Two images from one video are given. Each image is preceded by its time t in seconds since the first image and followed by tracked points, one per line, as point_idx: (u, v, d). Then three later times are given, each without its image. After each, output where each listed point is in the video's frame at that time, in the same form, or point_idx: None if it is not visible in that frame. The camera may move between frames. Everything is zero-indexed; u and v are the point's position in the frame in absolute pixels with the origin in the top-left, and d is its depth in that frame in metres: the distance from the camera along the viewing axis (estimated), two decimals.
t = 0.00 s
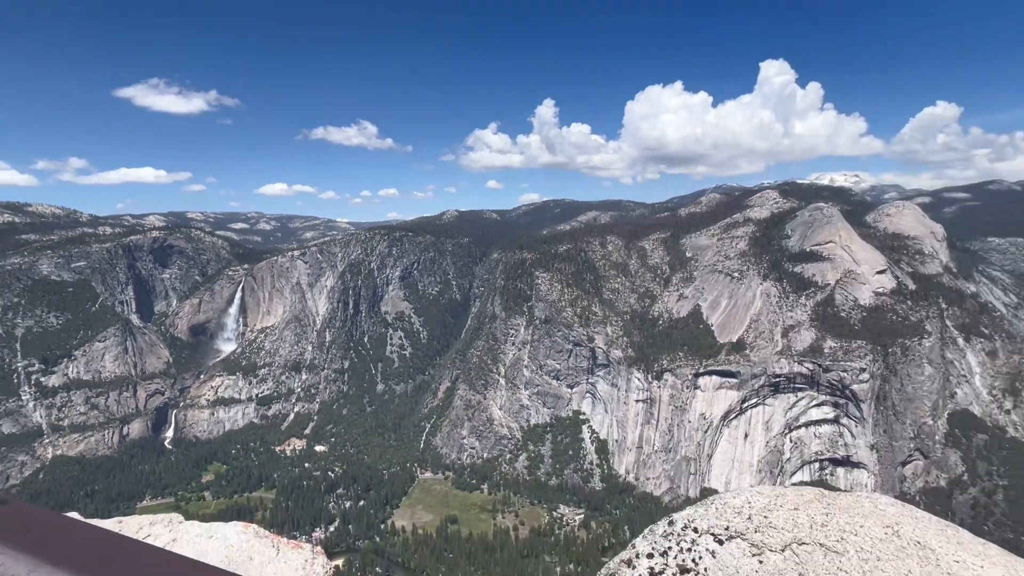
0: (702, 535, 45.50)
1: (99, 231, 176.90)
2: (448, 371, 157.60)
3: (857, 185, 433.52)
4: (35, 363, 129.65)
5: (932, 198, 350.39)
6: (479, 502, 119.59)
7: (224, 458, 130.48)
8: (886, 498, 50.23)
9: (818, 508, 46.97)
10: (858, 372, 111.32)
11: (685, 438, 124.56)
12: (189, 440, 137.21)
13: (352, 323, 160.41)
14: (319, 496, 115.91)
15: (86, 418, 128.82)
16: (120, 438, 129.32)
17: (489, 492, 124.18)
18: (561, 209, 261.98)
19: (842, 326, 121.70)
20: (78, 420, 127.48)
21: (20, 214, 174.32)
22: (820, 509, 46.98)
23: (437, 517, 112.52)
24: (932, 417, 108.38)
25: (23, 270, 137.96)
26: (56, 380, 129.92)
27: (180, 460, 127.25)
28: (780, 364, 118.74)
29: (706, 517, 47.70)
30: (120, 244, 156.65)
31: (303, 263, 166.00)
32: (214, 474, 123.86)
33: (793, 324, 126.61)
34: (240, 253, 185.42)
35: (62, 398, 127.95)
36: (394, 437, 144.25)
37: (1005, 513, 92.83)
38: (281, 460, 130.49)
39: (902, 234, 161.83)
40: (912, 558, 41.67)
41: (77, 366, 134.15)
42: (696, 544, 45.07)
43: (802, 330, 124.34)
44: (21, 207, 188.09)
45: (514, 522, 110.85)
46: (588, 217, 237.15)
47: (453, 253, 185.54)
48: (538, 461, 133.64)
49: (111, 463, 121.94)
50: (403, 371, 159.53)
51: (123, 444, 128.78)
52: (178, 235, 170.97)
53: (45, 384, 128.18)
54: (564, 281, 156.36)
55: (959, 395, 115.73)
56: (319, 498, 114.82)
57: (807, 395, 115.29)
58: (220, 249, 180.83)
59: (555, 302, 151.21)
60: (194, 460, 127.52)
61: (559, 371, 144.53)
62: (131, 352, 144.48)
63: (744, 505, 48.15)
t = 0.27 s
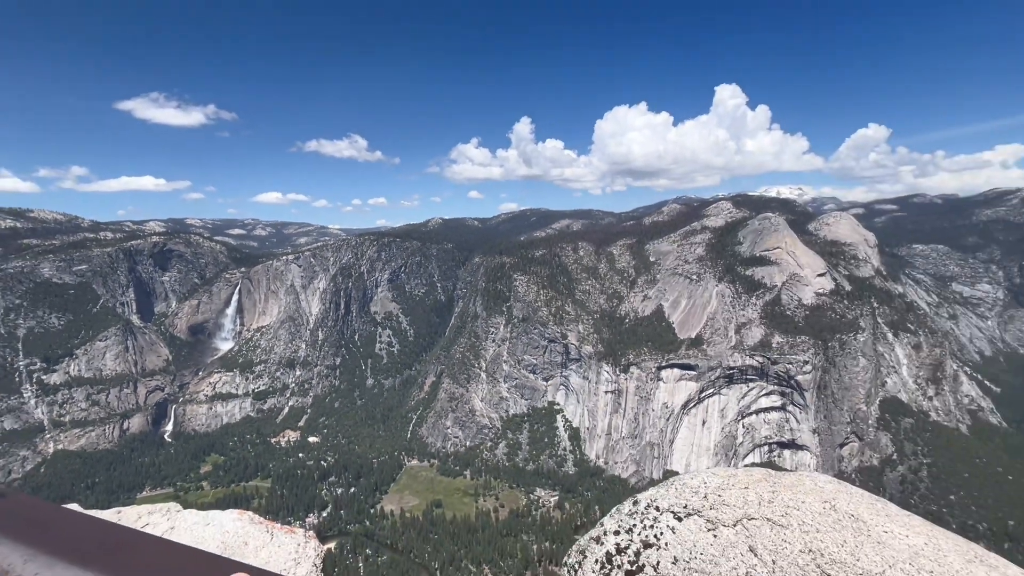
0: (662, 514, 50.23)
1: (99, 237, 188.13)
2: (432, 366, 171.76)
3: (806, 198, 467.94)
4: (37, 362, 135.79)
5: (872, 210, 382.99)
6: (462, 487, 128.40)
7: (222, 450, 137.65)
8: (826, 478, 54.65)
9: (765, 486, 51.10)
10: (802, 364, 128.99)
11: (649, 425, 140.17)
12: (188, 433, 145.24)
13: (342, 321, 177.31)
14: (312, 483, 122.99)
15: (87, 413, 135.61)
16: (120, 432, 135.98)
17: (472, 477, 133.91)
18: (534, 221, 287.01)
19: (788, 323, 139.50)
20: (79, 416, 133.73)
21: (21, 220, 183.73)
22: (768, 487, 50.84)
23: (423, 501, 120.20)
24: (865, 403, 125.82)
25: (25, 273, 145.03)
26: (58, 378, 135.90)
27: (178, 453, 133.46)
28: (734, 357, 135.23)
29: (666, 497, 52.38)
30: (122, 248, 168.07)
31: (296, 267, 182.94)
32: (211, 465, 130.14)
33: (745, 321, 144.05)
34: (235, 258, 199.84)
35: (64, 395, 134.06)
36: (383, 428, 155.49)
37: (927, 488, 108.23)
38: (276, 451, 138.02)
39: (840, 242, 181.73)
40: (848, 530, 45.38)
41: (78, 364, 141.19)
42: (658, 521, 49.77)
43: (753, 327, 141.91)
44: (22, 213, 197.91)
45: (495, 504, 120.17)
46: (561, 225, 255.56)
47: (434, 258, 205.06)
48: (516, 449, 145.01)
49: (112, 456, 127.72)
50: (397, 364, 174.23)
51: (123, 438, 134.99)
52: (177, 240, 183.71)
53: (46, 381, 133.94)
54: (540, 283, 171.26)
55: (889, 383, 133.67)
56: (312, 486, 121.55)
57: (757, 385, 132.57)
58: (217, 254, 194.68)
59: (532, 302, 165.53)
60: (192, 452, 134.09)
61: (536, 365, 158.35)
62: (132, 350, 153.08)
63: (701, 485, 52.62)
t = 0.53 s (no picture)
0: (637, 511, 51.62)
1: (66, 238, 183.12)
2: (411, 369, 171.70)
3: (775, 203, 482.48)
4: None
5: (837, 214, 396.89)
6: (442, 489, 128.47)
7: (195, 455, 134.50)
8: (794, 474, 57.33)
9: (735, 484, 53.32)
10: (772, 362, 133.48)
11: (625, 424, 142.91)
12: (159, 439, 141.37)
13: (319, 323, 175.99)
14: (289, 488, 121.26)
15: (50, 420, 130.49)
16: (86, 440, 131.34)
17: (451, 479, 134.46)
18: (513, 223, 290.93)
19: (759, 323, 144.30)
20: (41, 423, 128.78)
21: None
22: (738, 484, 53.22)
23: (402, 503, 120.09)
24: (831, 399, 132.33)
25: None
26: (19, 385, 131.53)
27: (149, 459, 129.90)
28: (707, 356, 138.83)
29: (640, 495, 53.91)
30: (88, 249, 163.65)
31: (272, 268, 180.98)
32: (184, 471, 127.15)
33: (717, 321, 147.98)
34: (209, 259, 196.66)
35: (25, 402, 129.37)
36: (362, 431, 154.44)
37: (889, 480, 114.21)
38: (251, 455, 135.62)
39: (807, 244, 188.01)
40: (814, 524, 47.76)
41: (41, 369, 136.54)
42: (633, 519, 51.18)
43: (725, 327, 145.85)
44: None
45: (474, 505, 120.78)
46: (539, 227, 258.36)
47: (411, 259, 205.08)
48: (495, 449, 145.85)
49: (78, 465, 123.54)
50: (376, 366, 174.85)
51: (89, 445, 130.57)
52: (147, 242, 179.83)
53: (7, 388, 129.31)
54: (519, 285, 172.63)
55: (853, 380, 139.92)
56: (289, 490, 120.01)
57: (730, 383, 135.89)
58: (190, 256, 191.31)
59: (511, 304, 166.99)
60: (163, 458, 130.86)
61: (514, 366, 159.59)
62: (98, 355, 148.46)
63: (674, 483, 54.51)
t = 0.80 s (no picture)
0: (614, 512, 51.90)
1: (22, 240, 175.52)
2: (387, 371, 170.12)
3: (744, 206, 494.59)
4: None
5: (804, 216, 408.54)
6: (419, 493, 127.38)
7: (161, 464, 129.94)
8: (766, 470, 57.48)
9: (709, 481, 53.67)
10: (743, 361, 136.83)
11: (602, 424, 144.06)
12: (122, 448, 136.02)
13: (293, 327, 172.91)
14: (261, 495, 118.25)
15: (4, 431, 125.13)
16: (43, 450, 125.97)
17: (428, 482, 133.30)
18: (490, 225, 291.67)
19: (731, 323, 147.40)
20: None
21: None
22: (712, 481, 53.51)
23: (379, 508, 118.29)
24: (801, 396, 135.81)
25: None
26: None
27: (112, 469, 125.14)
28: (681, 356, 141.12)
29: (617, 495, 54.17)
30: (46, 251, 157.10)
31: (243, 270, 176.63)
32: (150, 481, 122.82)
33: (691, 321, 150.36)
34: (176, 261, 190.95)
35: None
36: (337, 436, 151.82)
37: (854, 474, 117.40)
38: (221, 463, 131.82)
39: (777, 246, 192.96)
40: (784, 519, 48.23)
41: None
42: (609, 519, 51.43)
43: (699, 327, 148.36)
44: None
45: (452, 508, 119.85)
46: (516, 229, 258.82)
47: (385, 261, 201.32)
48: (473, 451, 145.22)
49: (35, 476, 118.76)
50: (351, 369, 172.33)
51: (47, 456, 125.39)
52: (110, 243, 173.48)
53: None
54: (496, 286, 172.18)
55: (821, 377, 143.58)
56: (262, 498, 117.22)
57: (704, 382, 138.66)
58: (156, 257, 185.38)
59: (488, 305, 166.43)
60: (128, 467, 126.14)
61: (491, 368, 159.41)
62: (57, 361, 142.57)
63: (650, 482, 54.86)
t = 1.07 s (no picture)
0: (591, 512, 52.07)
1: None
2: (361, 375, 168.61)
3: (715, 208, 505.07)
4: None
5: (772, 219, 419.58)
6: (395, 497, 125.87)
7: (124, 475, 124.93)
8: (738, 466, 58.18)
9: (683, 480, 54.06)
10: (715, 361, 139.77)
11: (579, 424, 144.82)
12: (81, 459, 130.03)
13: (264, 331, 170.13)
14: (230, 504, 115.01)
15: None
16: None
17: (404, 486, 131.67)
18: (466, 226, 291.55)
19: (704, 323, 150.04)
20: None
21: None
22: (686, 480, 53.88)
23: (354, 514, 116.27)
24: (770, 394, 138.92)
25: None
26: None
27: (70, 480, 119.78)
28: (656, 356, 143.01)
29: (594, 495, 54.39)
30: None
31: (212, 272, 172.41)
32: (111, 492, 117.98)
33: (666, 321, 152.14)
34: (140, 263, 184.69)
35: None
36: (310, 441, 148.91)
37: (821, 469, 120.46)
38: (188, 471, 127.60)
39: (747, 248, 197.47)
40: (755, 515, 48.67)
41: None
42: (586, 519, 51.52)
43: (673, 327, 150.48)
44: None
45: (428, 512, 118.68)
46: (492, 231, 258.80)
47: (361, 262, 205.06)
48: (450, 454, 144.14)
49: None
50: (325, 373, 171.44)
51: None
52: (68, 244, 166.43)
53: None
54: (473, 288, 171.43)
55: (789, 375, 148.24)
56: (231, 506, 113.97)
57: (678, 381, 140.87)
58: (118, 259, 178.90)
59: (465, 307, 165.54)
60: (87, 479, 120.87)
61: (468, 370, 158.59)
62: (10, 369, 137.50)
63: (626, 482, 55.13)
